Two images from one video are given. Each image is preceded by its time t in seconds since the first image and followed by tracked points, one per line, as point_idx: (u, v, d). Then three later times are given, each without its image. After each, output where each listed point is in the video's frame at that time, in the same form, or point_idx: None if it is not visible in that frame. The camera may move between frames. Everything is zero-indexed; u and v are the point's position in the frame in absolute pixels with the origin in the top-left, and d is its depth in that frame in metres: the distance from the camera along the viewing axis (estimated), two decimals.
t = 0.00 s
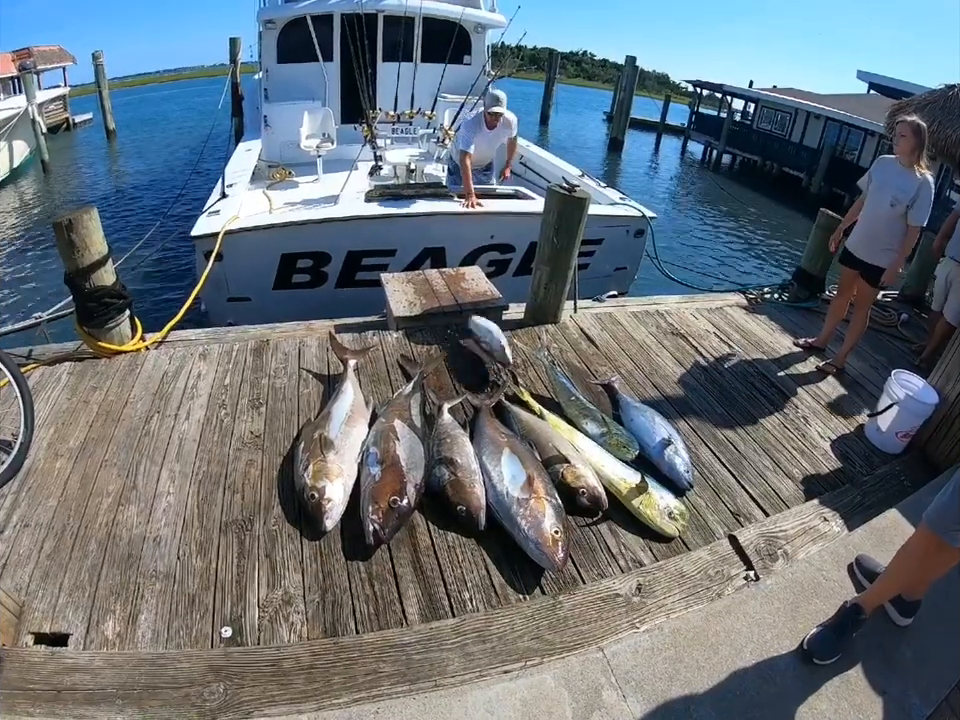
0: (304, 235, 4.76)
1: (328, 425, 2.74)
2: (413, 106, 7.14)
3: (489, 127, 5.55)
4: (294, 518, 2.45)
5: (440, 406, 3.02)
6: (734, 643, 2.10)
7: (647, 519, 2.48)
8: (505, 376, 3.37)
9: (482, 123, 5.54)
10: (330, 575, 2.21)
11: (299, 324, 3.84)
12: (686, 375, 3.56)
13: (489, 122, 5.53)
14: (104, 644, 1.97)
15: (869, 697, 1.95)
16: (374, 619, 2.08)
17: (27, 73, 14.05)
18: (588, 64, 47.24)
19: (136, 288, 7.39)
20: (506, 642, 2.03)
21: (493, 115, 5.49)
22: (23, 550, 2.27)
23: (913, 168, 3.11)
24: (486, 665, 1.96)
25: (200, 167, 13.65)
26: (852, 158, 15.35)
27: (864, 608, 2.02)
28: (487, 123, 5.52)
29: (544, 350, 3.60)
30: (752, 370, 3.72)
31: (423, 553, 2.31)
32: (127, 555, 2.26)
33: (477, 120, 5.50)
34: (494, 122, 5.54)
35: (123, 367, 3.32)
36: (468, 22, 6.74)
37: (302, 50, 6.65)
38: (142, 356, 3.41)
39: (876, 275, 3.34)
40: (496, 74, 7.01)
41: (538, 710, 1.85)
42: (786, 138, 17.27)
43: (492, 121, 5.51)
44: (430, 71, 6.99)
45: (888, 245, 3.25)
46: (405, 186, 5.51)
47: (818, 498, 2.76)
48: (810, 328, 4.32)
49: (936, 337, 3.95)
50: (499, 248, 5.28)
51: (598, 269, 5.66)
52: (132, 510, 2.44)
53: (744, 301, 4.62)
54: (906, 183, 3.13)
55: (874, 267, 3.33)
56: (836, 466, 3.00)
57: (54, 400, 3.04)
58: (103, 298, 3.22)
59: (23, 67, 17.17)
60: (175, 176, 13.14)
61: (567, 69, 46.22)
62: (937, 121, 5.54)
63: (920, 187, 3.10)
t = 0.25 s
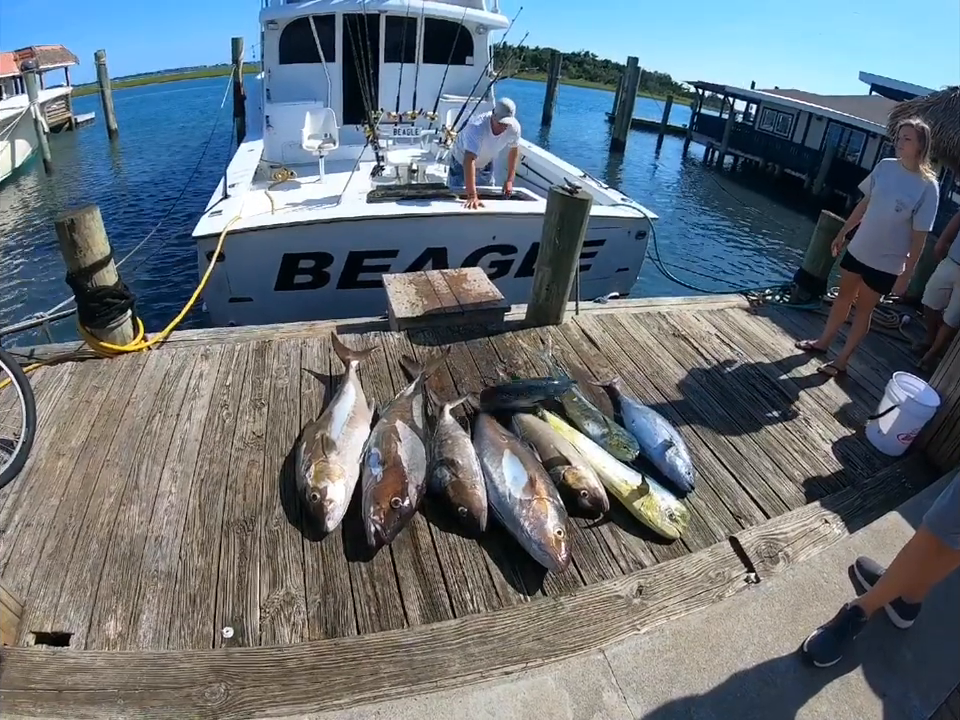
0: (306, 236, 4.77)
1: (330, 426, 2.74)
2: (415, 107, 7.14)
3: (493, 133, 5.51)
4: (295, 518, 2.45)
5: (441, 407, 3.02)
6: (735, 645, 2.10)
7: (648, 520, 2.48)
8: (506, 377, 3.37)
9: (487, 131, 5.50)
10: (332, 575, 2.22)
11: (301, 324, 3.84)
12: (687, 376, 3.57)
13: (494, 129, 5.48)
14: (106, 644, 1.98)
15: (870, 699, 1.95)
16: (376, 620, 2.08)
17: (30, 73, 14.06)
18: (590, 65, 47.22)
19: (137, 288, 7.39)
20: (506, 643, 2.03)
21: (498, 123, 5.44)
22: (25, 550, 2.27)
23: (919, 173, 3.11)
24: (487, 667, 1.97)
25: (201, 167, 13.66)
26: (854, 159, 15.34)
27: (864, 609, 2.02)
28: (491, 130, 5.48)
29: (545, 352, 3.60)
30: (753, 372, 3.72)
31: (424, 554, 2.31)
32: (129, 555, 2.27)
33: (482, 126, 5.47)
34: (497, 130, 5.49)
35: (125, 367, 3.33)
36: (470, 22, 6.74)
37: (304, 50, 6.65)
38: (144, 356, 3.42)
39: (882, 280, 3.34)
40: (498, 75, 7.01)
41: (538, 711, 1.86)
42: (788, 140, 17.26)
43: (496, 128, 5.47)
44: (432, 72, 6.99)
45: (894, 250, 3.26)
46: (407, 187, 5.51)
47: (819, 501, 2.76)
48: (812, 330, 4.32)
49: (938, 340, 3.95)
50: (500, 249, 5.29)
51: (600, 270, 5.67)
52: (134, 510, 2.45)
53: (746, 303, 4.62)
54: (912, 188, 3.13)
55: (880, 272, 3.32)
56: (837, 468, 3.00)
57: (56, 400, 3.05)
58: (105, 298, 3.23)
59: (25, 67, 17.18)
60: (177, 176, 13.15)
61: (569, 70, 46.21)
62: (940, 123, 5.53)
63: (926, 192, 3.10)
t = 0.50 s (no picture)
0: (307, 237, 4.77)
1: (330, 427, 2.74)
2: (416, 107, 7.14)
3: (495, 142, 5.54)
4: (295, 519, 2.45)
5: (442, 408, 3.02)
6: (735, 647, 2.10)
7: (649, 522, 2.48)
8: (507, 378, 3.37)
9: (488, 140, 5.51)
10: (332, 576, 2.22)
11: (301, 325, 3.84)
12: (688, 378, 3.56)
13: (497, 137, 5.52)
14: (106, 644, 1.98)
15: (870, 702, 1.95)
16: (376, 621, 2.08)
17: (32, 73, 14.07)
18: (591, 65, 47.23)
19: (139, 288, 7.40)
20: (506, 644, 2.03)
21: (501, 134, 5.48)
22: (25, 550, 2.27)
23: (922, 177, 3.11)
24: (487, 668, 1.96)
25: (203, 167, 13.67)
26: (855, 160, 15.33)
27: (867, 611, 2.01)
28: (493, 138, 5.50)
29: (546, 353, 3.60)
30: (754, 374, 3.72)
31: (425, 555, 2.31)
32: (129, 555, 2.27)
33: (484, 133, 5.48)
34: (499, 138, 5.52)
35: (126, 367, 3.33)
36: (471, 23, 6.74)
37: (306, 51, 6.66)
38: (145, 356, 3.42)
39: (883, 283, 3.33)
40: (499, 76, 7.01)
41: (538, 713, 1.86)
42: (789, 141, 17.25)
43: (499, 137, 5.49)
44: (434, 73, 7.00)
45: (896, 254, 3.25)
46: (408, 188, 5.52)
47: (820, 502, 2.76)
48: (813, 331, 4.31)
49: (939, 341, 3.94)
50: (501, 250, 5.29)
51: (600, 271, 5.66)
52: (135, 511, 2.45)
53: (747, 304, 4.62)
54: (915, 192, 3.13)
55: (882, 275, 3.31)
56: (838, 470, 3.00)
57: (57, 400, 3.05)
58: (106, 298, 3.23)
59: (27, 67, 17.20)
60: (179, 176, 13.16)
61: (570, 70, 46.21)
62: (941, 124, 5.53)
63: (928, 196, 3.10)
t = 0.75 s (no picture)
0: (307, 237, 4.77)
1: (330, 426, 2.74)
2: (416, 108, 7.14)
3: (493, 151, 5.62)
4: (295, 518, 2.45)
5: (442, 407, 3.02)
6: (735, 645, 2.10)
7: (648, 521, 2.48)
8: (506, 377, 3.37)
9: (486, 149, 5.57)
10: (332, 575, 2.22)
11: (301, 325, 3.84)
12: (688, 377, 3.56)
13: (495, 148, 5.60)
14: (106, 643, 1.98)
15: (870, 700, 1.95)
16: (375, 620, 2.08)
17: (32, 75, 14.09)
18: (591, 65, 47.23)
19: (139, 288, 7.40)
20: (506, 643, 2.03)
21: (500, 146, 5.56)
22: (26, 549, 2.27)
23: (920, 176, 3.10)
24: (487, 667, 1.96)
25: (203, 168, 13.67)
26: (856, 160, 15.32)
27: (866, 609, 2.01)
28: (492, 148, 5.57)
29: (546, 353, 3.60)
30: (754, 373, 3.72)
31: (424, 555, 2.31)
32: (129, 555, 2.27)
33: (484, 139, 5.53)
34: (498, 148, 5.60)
35: (126, 367, 3.33)
36: (471, 23, 6.75)
37: (305, 52, 6.66)
38: (145, 356, 3.42)
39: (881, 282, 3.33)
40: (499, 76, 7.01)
41: (538, 712, 1.86)
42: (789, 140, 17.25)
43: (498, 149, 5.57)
44: (434, 73, 7.00)
45: (895, 253, 3.25)
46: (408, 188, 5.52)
47: (820, 501, 2.76)
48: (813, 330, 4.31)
49: (939, 340, 3.94)
50: (501, 250, 5.29)
51: (600, 271, 5.66)
52: (135, 510, 2.45)
53: (747, 303, 4.62)
54: (914, 190, 3.12)
55: (882, 274, 3.31)
56: (839, 469, 3.00)
57: (57, 400, 3.05)
58: (106, 298, 3.24)
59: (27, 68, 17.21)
60: (179, 177, 13.17)
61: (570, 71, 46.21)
62: (940, 123, 5.53)
63: (926, 195, 3.09)
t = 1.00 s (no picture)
0: (303, 236, 4.77)
1: (327, 424, 2.74)
2: (412, 106, 7.13)
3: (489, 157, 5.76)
4: (292, 517, 2.45)
5: (438, 405, 3.01)
6: (733, 639, 2.10)
7: (645, 517, 2.49)
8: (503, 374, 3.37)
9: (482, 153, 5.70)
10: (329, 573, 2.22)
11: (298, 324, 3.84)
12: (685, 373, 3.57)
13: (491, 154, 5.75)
14: (104, 642, 1.98)
15: (868, 694, 1.95)
16: (373, 617, 2.08)
17: (27, 76, 14.06)
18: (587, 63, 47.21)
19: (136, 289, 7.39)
20: (503, 639, 2.03)
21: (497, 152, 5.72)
22: (24, 550, 2.27)
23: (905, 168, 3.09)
24: (485, 663, 1.97)
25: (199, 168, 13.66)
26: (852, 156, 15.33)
27: (862, 603, 2.01)
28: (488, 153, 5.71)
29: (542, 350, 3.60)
30: (751, 368, 3.73)
31: (421, 552, 2.31)
32: (127, 554, 2.27)
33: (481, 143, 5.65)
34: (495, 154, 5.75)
35: (123, 367, 3.33)
36: (466, 22, 6.75)
37: (301, 51, 6.65)
38: (142, 356, 3.42)
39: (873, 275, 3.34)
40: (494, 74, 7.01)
41: (536, 707, 1.86)
42: (786, 137, 17.26)
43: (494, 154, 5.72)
44: (429, 72, 7.00)
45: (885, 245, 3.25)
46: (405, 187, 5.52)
47: (818, 496, 2.76)
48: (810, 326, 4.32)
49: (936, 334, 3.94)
50: (498, 247, 5.29)
51: (597, 268, 5.67)
52: (132, 509, 2.45)
53: (744, 299, 4.62)
54: (900, 183, 3.11)
55: (872, 268, 3.31)
56: (836, 463, 3.00)
57: (55, 401, 3.05)
58: (103, 298, 3.24)
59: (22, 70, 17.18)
60: (175, 177, 13.15)
61: (567, 69, 46.19)
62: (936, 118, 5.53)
63: (913, 186, 3.08)
